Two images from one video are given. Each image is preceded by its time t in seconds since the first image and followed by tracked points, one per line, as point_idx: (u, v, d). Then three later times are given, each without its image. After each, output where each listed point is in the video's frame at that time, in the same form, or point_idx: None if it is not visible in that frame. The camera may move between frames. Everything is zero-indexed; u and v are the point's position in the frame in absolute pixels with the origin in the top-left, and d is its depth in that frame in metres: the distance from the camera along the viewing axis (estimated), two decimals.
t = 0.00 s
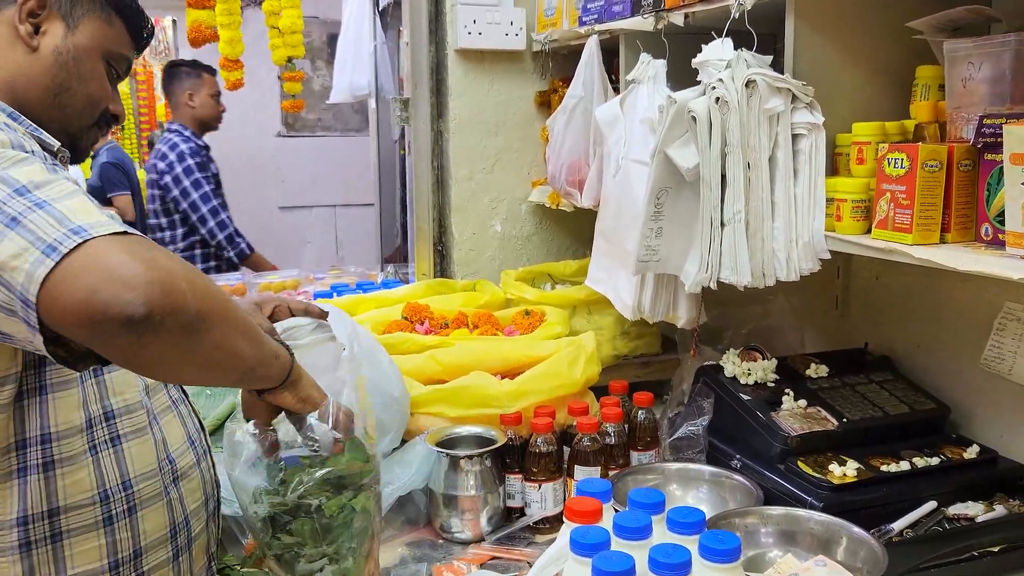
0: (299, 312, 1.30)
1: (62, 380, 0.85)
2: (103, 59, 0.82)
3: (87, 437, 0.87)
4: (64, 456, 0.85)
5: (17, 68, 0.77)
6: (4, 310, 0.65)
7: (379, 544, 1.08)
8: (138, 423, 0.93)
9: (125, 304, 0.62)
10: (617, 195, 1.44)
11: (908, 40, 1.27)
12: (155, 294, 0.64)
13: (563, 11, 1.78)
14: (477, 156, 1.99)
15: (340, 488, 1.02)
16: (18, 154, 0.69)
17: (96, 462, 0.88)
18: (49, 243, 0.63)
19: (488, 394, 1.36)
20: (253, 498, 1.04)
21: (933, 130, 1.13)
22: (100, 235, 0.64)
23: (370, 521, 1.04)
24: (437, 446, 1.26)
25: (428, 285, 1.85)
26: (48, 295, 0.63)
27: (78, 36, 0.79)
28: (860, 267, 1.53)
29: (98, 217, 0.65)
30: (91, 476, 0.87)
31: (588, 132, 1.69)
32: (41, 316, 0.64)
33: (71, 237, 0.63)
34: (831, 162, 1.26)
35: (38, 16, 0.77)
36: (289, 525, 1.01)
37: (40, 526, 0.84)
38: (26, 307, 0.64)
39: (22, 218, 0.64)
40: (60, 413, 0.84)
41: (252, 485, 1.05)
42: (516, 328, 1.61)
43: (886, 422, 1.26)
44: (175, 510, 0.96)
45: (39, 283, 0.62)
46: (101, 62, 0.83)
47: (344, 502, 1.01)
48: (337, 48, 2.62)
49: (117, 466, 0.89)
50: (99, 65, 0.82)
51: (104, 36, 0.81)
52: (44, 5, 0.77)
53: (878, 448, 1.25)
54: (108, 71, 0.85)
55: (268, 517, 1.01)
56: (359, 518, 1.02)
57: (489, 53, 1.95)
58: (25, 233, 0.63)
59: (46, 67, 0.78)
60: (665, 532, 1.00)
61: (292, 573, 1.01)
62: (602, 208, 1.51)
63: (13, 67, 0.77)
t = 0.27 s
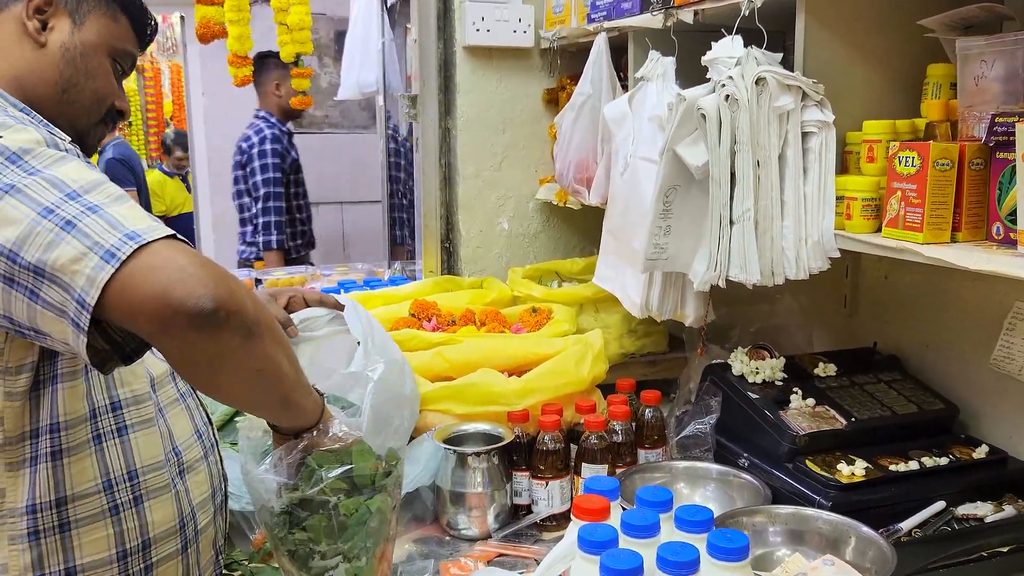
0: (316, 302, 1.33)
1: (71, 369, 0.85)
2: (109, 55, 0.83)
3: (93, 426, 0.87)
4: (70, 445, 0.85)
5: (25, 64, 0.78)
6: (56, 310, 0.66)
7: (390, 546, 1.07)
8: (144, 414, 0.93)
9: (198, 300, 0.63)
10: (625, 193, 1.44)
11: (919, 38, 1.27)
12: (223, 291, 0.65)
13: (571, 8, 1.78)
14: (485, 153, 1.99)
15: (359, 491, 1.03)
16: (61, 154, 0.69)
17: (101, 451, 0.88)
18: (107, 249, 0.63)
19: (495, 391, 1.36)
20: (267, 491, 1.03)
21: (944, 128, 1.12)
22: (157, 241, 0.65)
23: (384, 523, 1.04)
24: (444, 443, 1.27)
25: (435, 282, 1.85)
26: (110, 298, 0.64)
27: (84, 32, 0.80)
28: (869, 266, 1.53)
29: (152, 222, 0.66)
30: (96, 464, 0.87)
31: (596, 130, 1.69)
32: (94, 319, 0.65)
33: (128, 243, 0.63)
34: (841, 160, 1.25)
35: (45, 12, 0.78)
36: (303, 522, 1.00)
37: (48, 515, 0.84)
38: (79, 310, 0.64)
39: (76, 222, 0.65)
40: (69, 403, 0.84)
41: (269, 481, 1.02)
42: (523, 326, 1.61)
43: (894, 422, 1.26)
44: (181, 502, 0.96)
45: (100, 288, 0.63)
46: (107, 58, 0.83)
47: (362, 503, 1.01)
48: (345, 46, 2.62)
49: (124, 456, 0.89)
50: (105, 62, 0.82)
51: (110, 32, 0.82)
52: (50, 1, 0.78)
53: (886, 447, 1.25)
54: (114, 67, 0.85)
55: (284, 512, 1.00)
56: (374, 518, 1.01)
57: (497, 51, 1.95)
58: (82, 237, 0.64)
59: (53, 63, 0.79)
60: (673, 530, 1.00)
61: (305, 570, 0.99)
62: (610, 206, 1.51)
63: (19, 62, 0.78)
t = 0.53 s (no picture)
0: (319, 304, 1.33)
1: (84, 362, 0.86)
2: (119, 52, 0.83)
3: (104, 419, 0.87)
4: (82, 437, 0.85)
5: (34, 59, 0.78)
6: (69, 296, 0.67)
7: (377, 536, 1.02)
8: (153, 408, 0.93)
9: (209, 285, 0.65)
10: (631, 188, 1.44)
11: (928, 33, 1.26)
12: (234, 278, 0.67)
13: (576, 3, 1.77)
14: (490, 148, 1.98)
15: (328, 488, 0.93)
16: (72, 142, 0.71)
17: (110, 444, 0.88)
18: (118, 233, 0.65)
19: (500, 387, 1.36)
20: (234, 509, 0.93)
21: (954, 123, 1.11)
22: (168, 226, 0.66)
23: (366, 514, 0.98)
24: (450, 439, 1.26)
25: (441, 278, 1.85)
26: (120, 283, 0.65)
27: (94, 27, 0.80)
28: (876, 262, 1.52)
29: (162, 207, 0.67)
30: (106, 458, 0.87)
31: (602, 125, 1.68)
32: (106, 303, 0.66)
33: (139, 227, 0.65)
34: (850, 156, 1.24)
35: (55, 8, 0.78)
36: (279, 532, 0.92)
37: (59, 508, 0.84)
38: (92, 294, 0.65)
39: (88, 207, 0.66)
40: (81, 396, 0.85)
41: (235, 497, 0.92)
42: (529, 322, 1.61)
43: (901, 419, 1.25)
44: (190, 496, 0.96)
45: (110, 271, 0.64)
46: (117, 55, 0.83)
47: (335, 502, 0.93)
48: (350, 41, 2.62)
49: (132, 450, 0.89)
50: (114, 58, 0.82)
51: (119, 29, 0.82)
52: None
53: (893, 444, 1.24)
54: (123, 64, 0.85)
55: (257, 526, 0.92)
56: (353, 514, 0.95)
57: (503, 46, 1.94)
58: (93, 221, 0.65)
59: (62, 58, 0.79)
60: (678, 527, 1.00)
61: None
62: (616, 202, 1.50)
63: (30, 57, 0.78)
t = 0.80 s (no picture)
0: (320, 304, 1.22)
1: (88, 362, 0.85)
2: (124, 52, 0.81)
3: (110, 421, 0.87)
4: (87, 439, 0.85)
5: (37, 58, 0.77)
6: (27, 294, 0.65)
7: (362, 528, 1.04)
8: (157, 410, 0.93)
9: (150, 281, 0.60)
10: (631, 185, 1.44)
11: (928, 28, 1.26)
12: (181, 271, 0.62)
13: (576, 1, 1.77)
14: (491, 146, 1.98)
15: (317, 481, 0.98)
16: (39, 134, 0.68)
17: (117, 447, 0.87)
18: (60, 225, 0.61)
19: (502, 385, 1.36)
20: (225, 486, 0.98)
21: (954, 119, 1.11)
22: (114, 214, 0.62)
23: (349, 506, 1.00)
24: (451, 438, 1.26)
25: (442, 276, 1.84)
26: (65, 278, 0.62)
27: (99, 25, 0.78)
28: (877, 258, 1.51)
29: (111, 194, 0.63)
30: (113, 460, 0.87)
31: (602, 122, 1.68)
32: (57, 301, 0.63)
33: (82, 218, 0.61)
34: (850, 152, 1.24)
35: (59, 6, 0.77)
36: (263, 516, 0.97)
37: (62, 510, 0.83)
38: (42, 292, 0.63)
39: (34, 200, 0.63)
40: (86, 396, 0.85)
41: (228, 474, 0.97)
42: (530, 320, 1.61)
43: (903, 415, 1.25)
44: (193, 497, 0.96)
45: (53, 265, 0.61)
46: (123, 55, 0.81)
47: (321, 492, 0.97)
48: (351, 40, 2.62)
49: (137, 452, 0.89)
50: (119, 57, 0.81)
51: (125, 28, 0.80)
52: None
53: (894, 441, 1.24)
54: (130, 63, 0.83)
55: (244, 509, 0.97)
56: (336, 504, 0.98)
57: (504, 44, 1.94)
58: (38, 215, 0.62)
59: (64, 55, 0.78)
60: (678, 524, 1.00)
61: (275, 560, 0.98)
62: (617, 199, 1.50)
63: (33, 56, 0.77)
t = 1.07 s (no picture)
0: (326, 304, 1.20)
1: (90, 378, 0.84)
2: (125, 46, 0.81)
3: (116, 436, 0.86)
4: (94, 456, 0.84)
5: (32, 53, 0.77)
6: (8, 332, 0.63)
7: (367, 531, 1.04)
8: (161, 421, 0.93)
9: (127, 330, 0.58)
10: (630, 184, 1.44)
11: (928, 25, 1.25)
12: (161, 317, 0.59)
13: None
14: (490, 145, 1.98)
15: (324, 484, 0.98)
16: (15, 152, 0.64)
17: (124, 462, 0.87)
18: (35, 269, 0.58)
19: (502, 384, 1.36)
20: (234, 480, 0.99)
21: (953, 116, 1.11)
22: (92, 255, 0.59)
23: (355, 508, 1.00)
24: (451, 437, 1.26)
25: (442, 276, 1.84)
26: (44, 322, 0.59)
27: (95, 20, 0.78)
28: (878, 256, 1.51)
29: (88, 231, 0.59)
30: (120, 476, 0.86)
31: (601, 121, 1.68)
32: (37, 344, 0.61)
33: (57, 261, 0.58)
34: (849, 150, 1.24)
35: None
36: (270, 516, 0.97)
37: (71, 528, 0.82)
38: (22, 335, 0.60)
39: (8, 237, 0.60)
40: (89, 413, 0.83)
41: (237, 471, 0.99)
42: (530, 319, 1.61)
43: (903, 413, 1.25)
44: (199, 507, 0.96)
45: (30, 312, 0.59)
46: (123, 49, 0.81)
47: (327, 494, 0.97)
48: (350, 40, 2.62)
49: (143, 465, 0.89)
50: (119, 52, 0.80)
51: (124, 20, 0.79)
52: None
53: (894, 439, 1.24)
54: (130, 56, 0.83)
55: (252, 507, 0.98)
56: (343, 507, 0.98)
57: (502, 43, 1.94)
58: (13, 256, 0.59)
59: (60, 49, 0.77)
60: (678, 523, 1.00)
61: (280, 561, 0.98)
62: (616, 198, 1.50)
63: (28, 50, 0.77)
